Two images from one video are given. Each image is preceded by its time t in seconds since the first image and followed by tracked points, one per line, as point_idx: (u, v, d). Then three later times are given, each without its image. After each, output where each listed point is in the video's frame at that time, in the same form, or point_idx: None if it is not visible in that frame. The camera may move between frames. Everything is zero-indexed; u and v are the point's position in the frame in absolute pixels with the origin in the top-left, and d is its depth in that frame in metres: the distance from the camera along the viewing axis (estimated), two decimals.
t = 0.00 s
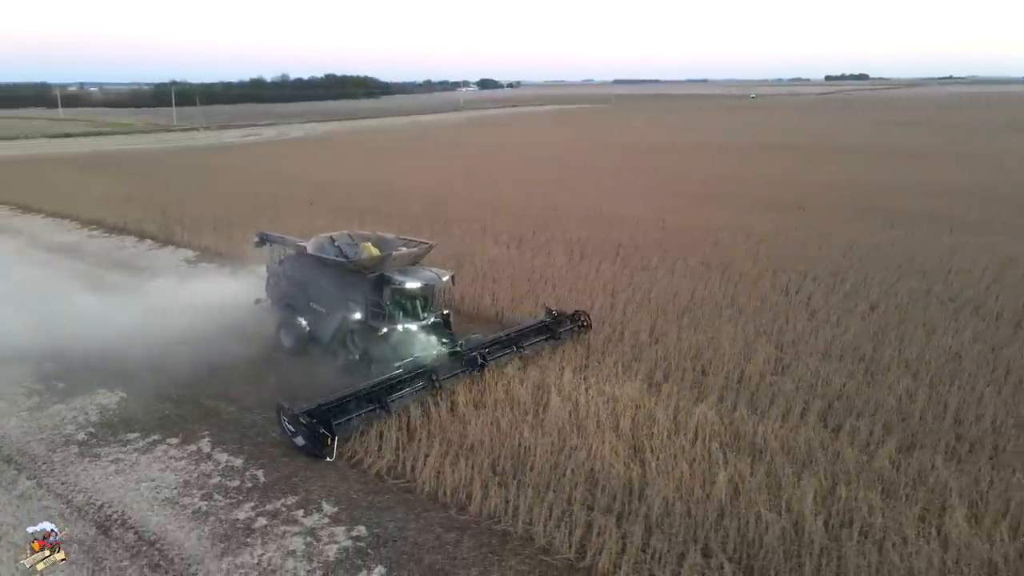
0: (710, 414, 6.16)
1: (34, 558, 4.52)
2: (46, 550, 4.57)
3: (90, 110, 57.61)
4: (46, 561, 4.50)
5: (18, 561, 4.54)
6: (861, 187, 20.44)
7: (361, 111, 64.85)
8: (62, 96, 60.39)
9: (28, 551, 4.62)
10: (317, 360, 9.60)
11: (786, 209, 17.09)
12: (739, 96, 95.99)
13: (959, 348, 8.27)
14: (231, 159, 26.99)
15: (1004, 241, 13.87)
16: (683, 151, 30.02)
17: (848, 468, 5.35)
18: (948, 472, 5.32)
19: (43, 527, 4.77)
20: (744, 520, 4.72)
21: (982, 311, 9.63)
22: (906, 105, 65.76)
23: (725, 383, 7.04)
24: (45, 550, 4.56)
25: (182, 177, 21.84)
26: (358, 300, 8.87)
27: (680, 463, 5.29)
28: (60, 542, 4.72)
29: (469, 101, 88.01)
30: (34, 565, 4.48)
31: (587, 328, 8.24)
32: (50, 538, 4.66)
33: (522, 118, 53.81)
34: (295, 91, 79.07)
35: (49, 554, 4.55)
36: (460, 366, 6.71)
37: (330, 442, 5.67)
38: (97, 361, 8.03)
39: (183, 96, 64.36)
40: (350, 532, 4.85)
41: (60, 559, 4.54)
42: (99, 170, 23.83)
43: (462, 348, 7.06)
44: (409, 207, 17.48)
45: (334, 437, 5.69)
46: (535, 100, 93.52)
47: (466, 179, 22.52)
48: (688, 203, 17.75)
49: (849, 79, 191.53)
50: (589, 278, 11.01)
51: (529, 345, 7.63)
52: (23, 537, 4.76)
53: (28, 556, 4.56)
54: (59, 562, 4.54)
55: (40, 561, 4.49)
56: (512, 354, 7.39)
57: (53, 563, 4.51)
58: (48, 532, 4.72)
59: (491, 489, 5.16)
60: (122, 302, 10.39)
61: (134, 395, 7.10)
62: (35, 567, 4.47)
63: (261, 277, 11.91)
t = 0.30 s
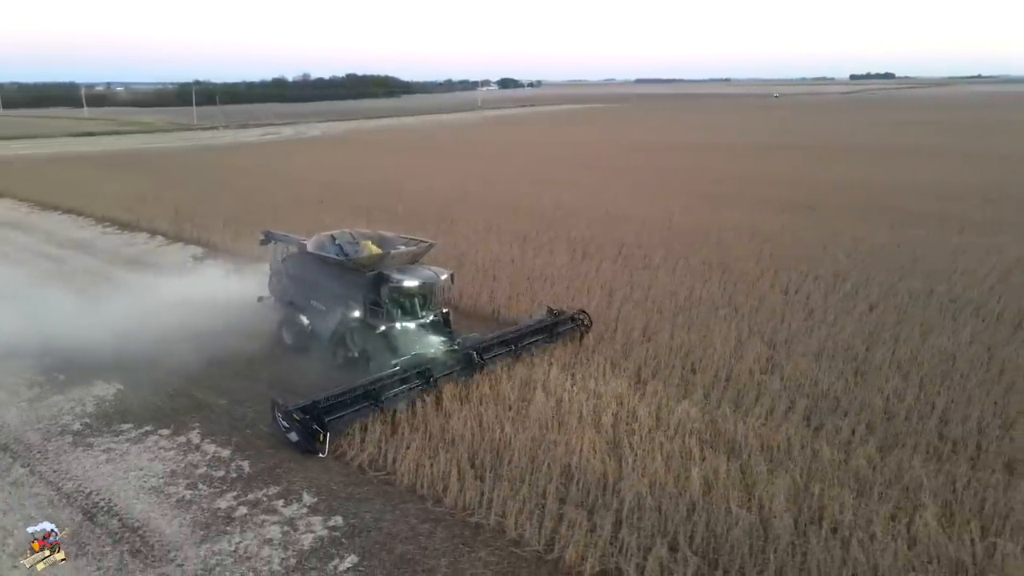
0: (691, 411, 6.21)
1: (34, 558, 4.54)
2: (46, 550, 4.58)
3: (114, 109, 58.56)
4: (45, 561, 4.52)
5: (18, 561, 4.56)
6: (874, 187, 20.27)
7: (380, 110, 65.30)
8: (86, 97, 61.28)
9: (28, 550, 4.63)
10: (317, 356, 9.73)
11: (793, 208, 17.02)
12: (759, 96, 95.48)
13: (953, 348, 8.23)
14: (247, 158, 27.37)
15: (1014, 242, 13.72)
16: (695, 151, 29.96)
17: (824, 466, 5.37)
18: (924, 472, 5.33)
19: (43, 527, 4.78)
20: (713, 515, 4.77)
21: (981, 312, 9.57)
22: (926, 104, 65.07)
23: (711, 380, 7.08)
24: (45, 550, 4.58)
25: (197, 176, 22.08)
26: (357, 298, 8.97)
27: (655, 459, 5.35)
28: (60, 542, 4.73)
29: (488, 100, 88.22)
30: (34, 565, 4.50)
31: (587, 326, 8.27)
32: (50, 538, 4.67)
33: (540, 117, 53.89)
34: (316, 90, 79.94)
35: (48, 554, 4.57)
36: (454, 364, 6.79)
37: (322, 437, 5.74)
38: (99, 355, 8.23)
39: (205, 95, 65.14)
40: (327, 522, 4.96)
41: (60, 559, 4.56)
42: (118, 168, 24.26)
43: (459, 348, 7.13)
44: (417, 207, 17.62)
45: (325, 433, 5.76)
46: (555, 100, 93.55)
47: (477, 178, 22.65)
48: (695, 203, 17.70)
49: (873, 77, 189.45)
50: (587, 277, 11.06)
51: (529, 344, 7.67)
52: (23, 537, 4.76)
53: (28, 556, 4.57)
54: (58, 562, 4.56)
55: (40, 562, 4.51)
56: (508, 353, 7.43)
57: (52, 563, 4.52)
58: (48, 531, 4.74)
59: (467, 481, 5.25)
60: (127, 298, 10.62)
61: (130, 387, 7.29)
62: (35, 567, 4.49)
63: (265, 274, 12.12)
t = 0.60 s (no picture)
0: (672, 409, 6.27)
1: (34, 558, 4.55)
2: (46, 549, 4.58)
3: (137, 109, 59.42)
4: (46, 561, 4.53)
5: (18, 560, 4.57)
6: (885, 187, 20.12)
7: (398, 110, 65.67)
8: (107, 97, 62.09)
9: (28, 550, 4.64)
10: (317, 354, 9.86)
11: (799, 208, 16.96)
12: (779, 96, 94.98)
13: (946, 348, 8.21)
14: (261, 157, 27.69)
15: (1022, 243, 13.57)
16: (706, 151, 29.91)
17: (800, 464, 5.41)
18: (901, 472, 5.34)
19: (43, 527, 4.77)
20: (683, 512, 4.82)
21: (980, 313, 9.53)
22: (944, 104, 64.52)
23: (697, 379, 7.11)
24: (45, 550, 4.58)
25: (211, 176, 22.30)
26: (355, 298, 9.06)
27: (630, 456, 5.41)
28: (60, 542, 4.72)
29: (506, 100, 88.38)
30: (35, 565, 4.51)
31: (587, 326, 8.31)
32: (50, 538, 4.67)
33: (556, 116, 53.94)
34: (335, 90, 80.57)
35: (48, 554, 4.57)
36: (448, 363, 6.86)
37: (315, 434, 5.84)
38: (101, 351, 8.42)
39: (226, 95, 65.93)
40: (305, 513, 5.07)
41: (60, 559, 4.55)
42: (135, 167, 24.65)
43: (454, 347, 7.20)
44: (424, 206, 17.75)
45: (317, 430, 5.85)
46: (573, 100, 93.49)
47: (486, 177, 22.76)
48: (701, 203, 17.66)
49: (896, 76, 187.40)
50: (586, 277, 11.11)
51: (526, 344, 7.75)
52: (23, 537, 4.77)
53: (28, 556, 4.58)
54: (59, 562, 4.56)
55: (40, 561, 4.52)
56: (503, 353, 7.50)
57: (52, 563, 4.53)
58: (48, 531, 4.74)
59: (444, 475, 5.34)
60: (132, 294, 10.83)
61: (127, 380, 7.48)
62: (35, 567, 4.49)
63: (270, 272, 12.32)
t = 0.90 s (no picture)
0: (655, 407, 6.32)
1: (34, 558, 4.57)
2: (46, 550, 4.61)
3: (158, 109, 60.25)
4: (46, 561, 4.55)
5: (18, 561, 4.60)
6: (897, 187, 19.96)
7: (415, 109, 65.99)
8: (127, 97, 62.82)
9: (28, 551, 4.67)
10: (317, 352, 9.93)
11: (806, 207, 16.88)
12: (798, 96, 94.21)
13: (941, 349, 8.18)
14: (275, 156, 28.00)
15: None
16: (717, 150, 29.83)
17: (776, 463, 5.43)
18: (878, 472, 5.34)
19: (43, 528, 4.79)
20: (653, 508, 4.86)
21: (979, 315, 9.46)
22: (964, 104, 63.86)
23: (684, 378, 7.14)
24: (45, 550, 4.60)
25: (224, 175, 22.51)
26: (354, 297, 9.11)
27: (606, 453, 5.47)
28: (60, 542, 4.74)
29: (523, 99, 88.46)
30: (35, 565, 4.54)
31: (586, 325, 8.34)
32: (50, 538, 4.69)
33: (572, 116, 53.97)
34: (353, 89, 81.11)
35: (49, 554, 4.60)
36: (443, 362, 6.94)
37: (307, 432, 5.88)
38: (104, 346, 8.61)
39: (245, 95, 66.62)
40: (285, 504, 5.17)
41: (60, 559, 4.58)
42: (151, 166, 25.02)
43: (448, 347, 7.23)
44: (430, 205, 17.86)
45: (310, 427, 5.87)
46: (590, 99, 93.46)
47: (496, 176, 22.83)
48: (708, 203, 17.60)
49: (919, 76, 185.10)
50: (585, 276, 11.17)
51: (520, 341, 7.77)
52: (23, 536, 4.80)
53: (28, 556, 4.61)
54: (59, 562, 4.59)
55: (40, 562, 4.54)
56: (496, 351, 7.53)
57: (52, 563, 4.55)
58: (48, 531, 4.76)
59: (423, 469, 5.43)
60: (138, 291, 11.04)
61: (125, 375, 7.65)
62: (35, 567, 4.52)
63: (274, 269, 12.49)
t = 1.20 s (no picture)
0: (639, 406, 6.35)
1: (34, 558, 4.58)
2: (46, 550, 4.62)
3: (179, 108, 61.03)
4: (46, 561, 4.56)
5: (18, 560, 4.61)
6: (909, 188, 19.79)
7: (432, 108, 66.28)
8: (149, 97, 63.58)
9: (28, 550, 4.67)
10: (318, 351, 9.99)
11: (814, 208, 16.78)
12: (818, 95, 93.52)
13: (935, 351, 8.14)
14: (289, 155, 28.26)
15: None
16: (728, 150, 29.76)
17: (753, 463, 5.46)
18: (855, 473, 5.35)
19: (43, 527, 4.79)
20: (626, 506, 4.92)
21: (979, 317, 9.39)
22: (982, 105, 63.34)
23: (672, 378, 7.17)
24: (45, 550, 4.61)
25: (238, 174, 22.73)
26: (352, 297, 9.12)
27: (584, 451, 5.53)
28: (60, 542, 4.75)
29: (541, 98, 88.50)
30: (34, 565, 4.55)
31: (586, 327, 8.31)
32: (50, 538, 4.69)
33: (588, 115, 53.96)
34: (372, 89, 81.61)
35: (49, 554, 4.60)
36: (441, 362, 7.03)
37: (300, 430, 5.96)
38: (106, 342, 8.79)
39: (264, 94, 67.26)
40: (267, 498, 5.28)
41: (60, 559, 4.58)
42: (167, 164, 25.35)
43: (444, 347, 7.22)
44: (437, 204, 17.95)
45: (302, 425, 5.97)
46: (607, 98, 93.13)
47: (506, 175, 22.90)
48: (715, 203, 17.52)
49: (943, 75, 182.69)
50: (585, 275, 11.21)
51: (518, 346, 7.79)
52: (23, 537, 4.81)
53: (28, 556, 4.62)
54: (59, 562, 4.59)
55: (39, 562, 4.55)
56: (491, 354, 7.55)
57: (52, 563, 4.56)
58: (48, 531, 4.77)
59: (403, 464, 5.52)
60: (145, 288, 11.27)
61: (123, 368, 7.81)
62: (35, 567, 4.53)
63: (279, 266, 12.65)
